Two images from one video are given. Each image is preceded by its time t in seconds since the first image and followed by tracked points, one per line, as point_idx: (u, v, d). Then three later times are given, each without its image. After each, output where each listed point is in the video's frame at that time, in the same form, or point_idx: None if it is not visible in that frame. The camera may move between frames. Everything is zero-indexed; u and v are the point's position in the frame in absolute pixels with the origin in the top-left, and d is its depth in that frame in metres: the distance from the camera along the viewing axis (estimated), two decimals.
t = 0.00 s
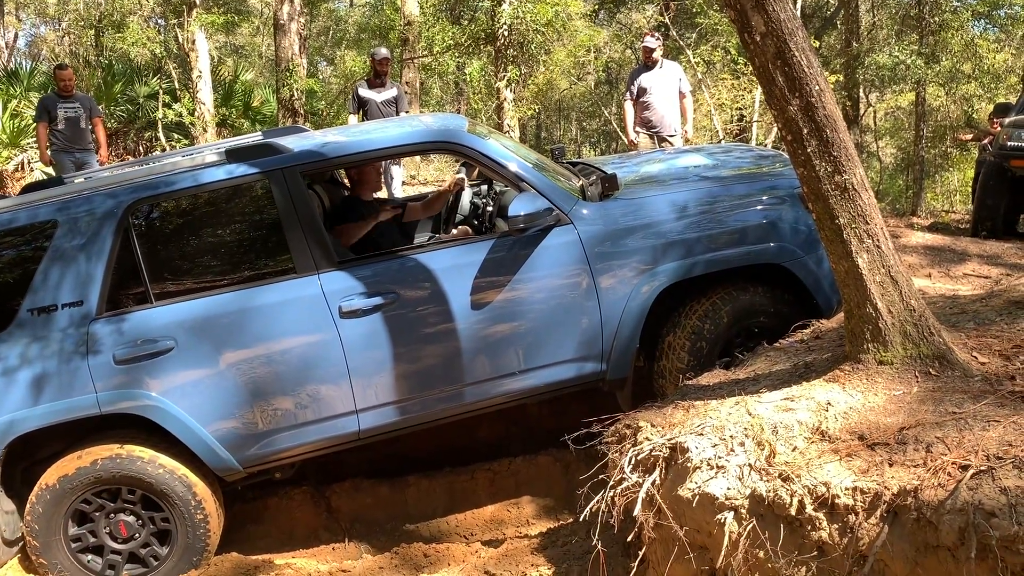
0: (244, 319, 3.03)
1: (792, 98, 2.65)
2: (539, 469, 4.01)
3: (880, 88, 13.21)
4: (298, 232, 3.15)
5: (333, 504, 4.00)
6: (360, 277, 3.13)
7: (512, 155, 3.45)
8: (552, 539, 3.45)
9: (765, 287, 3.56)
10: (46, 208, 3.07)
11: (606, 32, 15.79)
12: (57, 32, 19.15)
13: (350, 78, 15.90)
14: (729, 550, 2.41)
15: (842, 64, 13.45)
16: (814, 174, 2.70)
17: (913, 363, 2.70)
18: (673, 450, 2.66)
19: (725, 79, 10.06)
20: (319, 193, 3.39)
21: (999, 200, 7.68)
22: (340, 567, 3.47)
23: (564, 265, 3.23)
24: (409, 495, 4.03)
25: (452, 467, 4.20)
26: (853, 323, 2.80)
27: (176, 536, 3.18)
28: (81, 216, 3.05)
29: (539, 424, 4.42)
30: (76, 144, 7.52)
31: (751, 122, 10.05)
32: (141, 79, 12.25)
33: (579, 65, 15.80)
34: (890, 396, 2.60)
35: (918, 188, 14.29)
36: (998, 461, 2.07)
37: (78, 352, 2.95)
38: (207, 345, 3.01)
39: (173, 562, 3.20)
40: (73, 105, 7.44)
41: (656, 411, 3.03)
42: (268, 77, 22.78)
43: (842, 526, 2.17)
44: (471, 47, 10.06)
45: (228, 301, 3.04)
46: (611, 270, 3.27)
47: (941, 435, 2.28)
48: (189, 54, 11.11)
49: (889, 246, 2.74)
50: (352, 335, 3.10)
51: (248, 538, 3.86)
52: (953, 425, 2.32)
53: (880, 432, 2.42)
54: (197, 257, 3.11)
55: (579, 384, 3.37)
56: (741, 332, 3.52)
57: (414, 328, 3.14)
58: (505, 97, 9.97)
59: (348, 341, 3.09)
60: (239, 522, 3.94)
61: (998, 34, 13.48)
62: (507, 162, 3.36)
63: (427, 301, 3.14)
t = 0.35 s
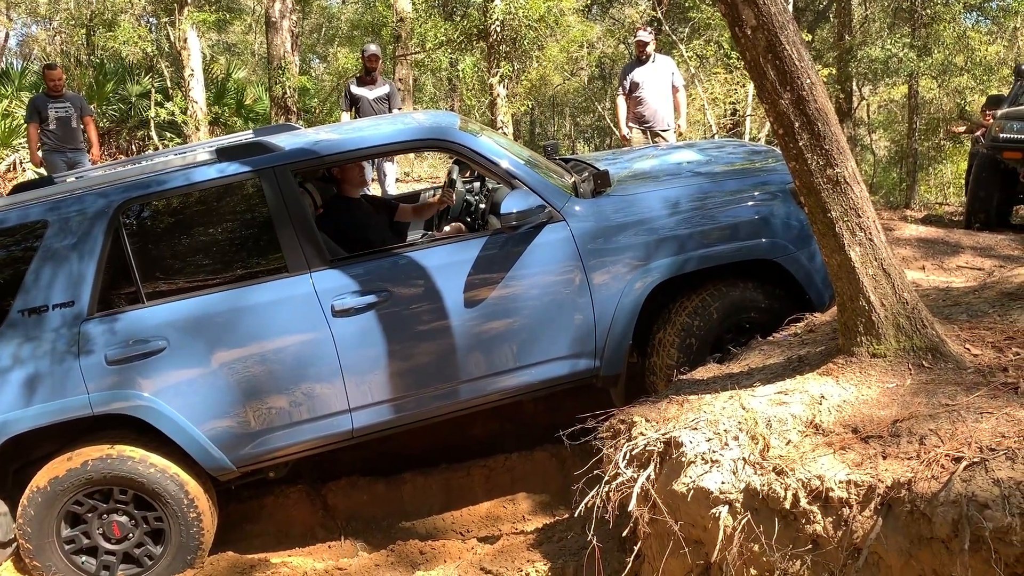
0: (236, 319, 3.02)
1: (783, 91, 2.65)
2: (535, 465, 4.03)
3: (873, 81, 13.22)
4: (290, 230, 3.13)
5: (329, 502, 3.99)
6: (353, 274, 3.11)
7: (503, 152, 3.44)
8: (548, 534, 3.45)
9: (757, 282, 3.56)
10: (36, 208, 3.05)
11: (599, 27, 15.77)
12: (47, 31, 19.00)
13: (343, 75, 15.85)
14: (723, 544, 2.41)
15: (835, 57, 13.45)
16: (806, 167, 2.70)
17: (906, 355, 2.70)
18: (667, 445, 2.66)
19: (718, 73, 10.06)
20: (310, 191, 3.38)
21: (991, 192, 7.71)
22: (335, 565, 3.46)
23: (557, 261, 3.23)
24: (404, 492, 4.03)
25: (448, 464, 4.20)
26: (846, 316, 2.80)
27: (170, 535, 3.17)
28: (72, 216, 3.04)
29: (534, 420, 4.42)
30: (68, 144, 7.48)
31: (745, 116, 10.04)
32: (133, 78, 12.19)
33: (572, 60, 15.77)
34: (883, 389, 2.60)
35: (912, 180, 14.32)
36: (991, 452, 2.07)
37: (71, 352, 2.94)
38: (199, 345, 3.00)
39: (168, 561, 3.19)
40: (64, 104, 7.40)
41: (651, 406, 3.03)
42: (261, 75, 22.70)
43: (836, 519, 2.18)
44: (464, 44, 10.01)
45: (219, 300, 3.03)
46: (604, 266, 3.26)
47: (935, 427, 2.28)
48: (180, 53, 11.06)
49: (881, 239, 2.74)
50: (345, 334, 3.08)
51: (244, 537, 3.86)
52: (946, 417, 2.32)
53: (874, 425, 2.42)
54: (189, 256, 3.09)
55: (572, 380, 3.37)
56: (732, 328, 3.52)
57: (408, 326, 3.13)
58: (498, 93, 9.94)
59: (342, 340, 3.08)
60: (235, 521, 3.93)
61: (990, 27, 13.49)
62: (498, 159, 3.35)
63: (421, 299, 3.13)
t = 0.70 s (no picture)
0: (222, 320, 2.99)
1: (771, 84, 2.64)
2: (528, 460, 4.04)
3: (863, 72, 13.22)
4: (275, 225, 3.11)
5: (322, 501, 3.98)
6: (344, 272, 3.10)
7: (491, 151, 3.43)
8: (541, 530, 3.44)
9: (745, 280, 3.56)
10: (23, 207, 3.02)
11: (590, 21, 15.73)
12: (34, 30, 18.84)
13: (333, 72, 15.77)
14: (715, 537, 2.41)
15: (825, 49, 13.41)
16: (795, 160, 2.69)
17: (896, 347, 2.70)
18: (659, 439, 2.66)
19: (709, 66, 10.03)
20: (298, 190, 3.35)
21: (982, 182, 7.73)
22: (329, 563, 3.45)
23: (547, 259, 3.21)
24: (398, 490, 4.02)
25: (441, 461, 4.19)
26: (835, 308, 2.80)
27: (157, 533, 3.15)
28: (59, 215, 3.01)
29: (527, 416, 4.41)
30: (56, 144, 7.42)
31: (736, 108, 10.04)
32: (122, 77, 12.11)
33: (563, 55, 15.74)
34: (874, 380, 2.60)
35: (902, 171, 14.36)
36: (981, 443, 2.07)
37: (60, 352, 2.91)
38: (186, 346, 2.98)
39: (157, 559, 3.18)
40: (51, 104, 7.33)
41: (642, 401, 3.02)
42: (250, 72, 22.58)
43: (828, 512, 2.18)
44: (453, 39, 9.96)
45: (206, 300, 3.00)
46: (593, 264, 3.25)
47: (925, 419, 2.28)
48: (169, 51, 10.98)
49: (871, 231, 2.74)
50: (335, 333, 3.07)
51: (236, 536, 3.84)
52: (937, 408, 2.32)
53: (864, 417, 2.42)
54: (179, 255, 3.06)
55: (562, 379, 3.36)
56: (717, 327, 3.51)
57: (400, 323, 3.11)
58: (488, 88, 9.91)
59: (332, 339, 3.07)
60: (227, 521, 3.92)
61: (979, 18, 13.51)
62: (485, 158, 3.33)
63: (414, 297, 3.11)
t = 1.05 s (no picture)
0: (211, 316, 2.97)
1: (762, 75, 2.63)
2: (522, 455, 4.03)
3: (855, 63, 13.23)
4: (262, 221, 3.09)
5: (316, 496, 3.97)
6: (337, 267, 3.08)
7: (480, 145, 3.41)
8: (536, 523, 3.44)
9: (734, 275, 3.54)
10: (12, 202, 2.98)
11: (582, 14, 15.69)
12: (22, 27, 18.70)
13: (325, 67, 15.70)
14: (709, 529, 2.40)
15: (817, 40, 13.40)
16: (786, 151, 2.68)
17: (888, 338, 2.70)
18: (653, 431, 2.65)
19: (701, 58, 10.00)
20: (288, 184, 3.27)
21: (973, 172, 7.74)
22: (324, 559, 3.44)
23: (539, 253, 3.20)
24: (392, 485, 4.01)
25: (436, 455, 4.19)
26: (828, 299, 2.80)
27: (146, 528, 3.14)
28: (49, 210, 2.98)
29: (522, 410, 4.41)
30: (45, 141, 7.36)
31: (728, 100, 10.03)
32: (112, 73, 12.02)
33: (555, 48, 15.69)
34: (866, 371, 2.61)
35: (894, 162, 14.38)
36: (973, 433, 2.07)
37: (51, 349, 2.89)
38: (175, 342, 2.95)
39: (148, 554, 3.16)
40: (40, 100, 7.27)
41: (636, 393, 3.02)
42: (242, 67, 22.46)
43: (821, 502, 2.18)
44: (444, 33, 9.84)
45: (196, 296, 2.98)
46: (584, 259, 3.24)
47: (918, 409, 2.28)
48: (159, 46, 10.91)
49: (863, 222, 2.74)
50: (327, 328, 3.05)
51: (231, 533, 3.83)
52: (929, 398, 2.32)
53: (857, 407, 2.42)
54: (171, 250, 3.04)
55: (553, 373, 3.35)
56: (702, 324, 3.50)
57: (394, 318, 3.10)
58: (480, 82, 9.88)
59: (325, 334, 3.05)
60: (221, 517, 3.91)
61: (970, 8, 13.51)
62: (474, 152, 3.31)
63: (408, 292, 3.10)
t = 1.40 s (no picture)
0: (196, 310, 2.95)
1: (758, 65, 2.62)
2: (520, 446, 4.05)
3: (852, 53, 13.21)
4: (249, 216, 3.06)
5: (314, 488, 3.97)
6: (334, 258, 3.06)
7: (468, 140, 3.38)
8: (533, 515, 3.44)
9: (721, 274, 3.53)
10: (6, 191, 2.97)
11: (578, 4, 15.62)
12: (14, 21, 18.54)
13: (320, 59, 15.62)
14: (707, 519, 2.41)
15: (812, 30, 13.36)
16: (783, 141, 2.67)
17: (885, 327, 2.70)
18: (650, 422, 2.65)
19: (697, 48, 9.97)
20: (275, 177, 3.29)
21: (970, 162, 7.73)
22: (322, 551, 3.43)
23: (535, 246, 3.19)
24: (390, 477, 4.01)
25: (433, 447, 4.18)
26: (825, 289, 2.80)
27: (127, 511, 3.13)
28: (44, 198, 2.95)
29: (519, 401, 4.40)
30: (39, 135, 7.30)
31: (725, 91, 10.00)
32: (106, 66, 11.94)
33: (551, 39, 15.62)
34: (863, 360, 2.61)
35: (891, 152, 14.37)
36: (970, 422, 2.07)
37: (48, 338, 2.88)
38: (161, 337, 2.94)
39: (134, 537, 3.16)
40: (33, 94, 7.22)
41: (633, 384, 3.02)
42: (236, 59, 22.34)
43: (819, 492, 2.18)
44: (440, 24, 9.70)
45: (194, 286, 2.97)
46: (575, 253, 3.22)
47: (914, 398, 2.28)
48: (153, 39, 10.82)
49: (860, 212, 2.74)
50: (324, 319, 3.04)
51: (228, 525, 3.84)
52: (926, 387, 2.32)
53: (854, 397, 2.42)
54: (166, 240, 3.03)
55: (539, 369, 3.33)
56: (682, 326, 3.48)
57: (391, 309, 3.08)
58: (476, 73, 9.84)
59: (322, 325, 3.04)
60: (218, 509, 3.91)
61: None
62: (461, 147, 3.29)
63: (406, 284, 3.09)
